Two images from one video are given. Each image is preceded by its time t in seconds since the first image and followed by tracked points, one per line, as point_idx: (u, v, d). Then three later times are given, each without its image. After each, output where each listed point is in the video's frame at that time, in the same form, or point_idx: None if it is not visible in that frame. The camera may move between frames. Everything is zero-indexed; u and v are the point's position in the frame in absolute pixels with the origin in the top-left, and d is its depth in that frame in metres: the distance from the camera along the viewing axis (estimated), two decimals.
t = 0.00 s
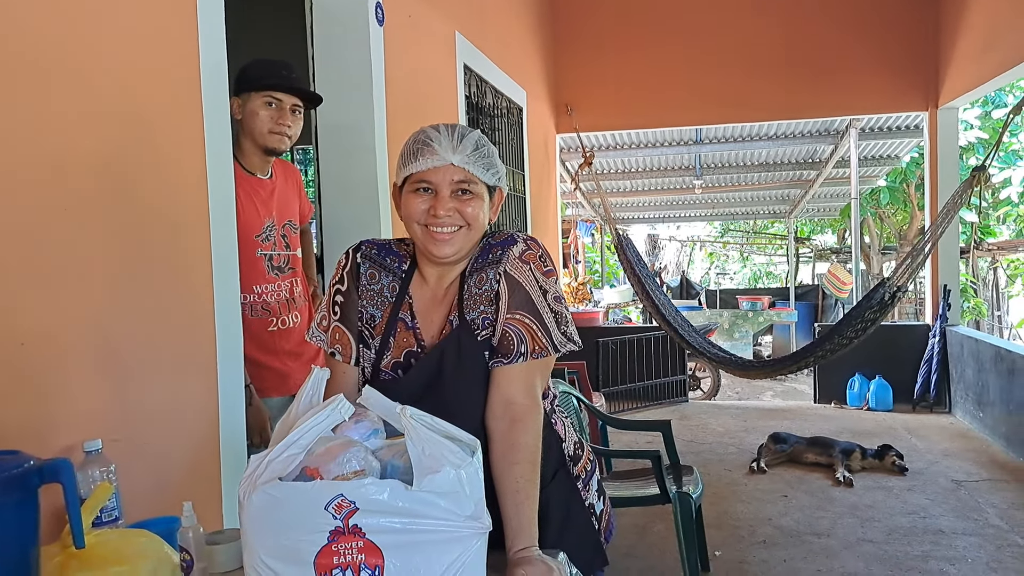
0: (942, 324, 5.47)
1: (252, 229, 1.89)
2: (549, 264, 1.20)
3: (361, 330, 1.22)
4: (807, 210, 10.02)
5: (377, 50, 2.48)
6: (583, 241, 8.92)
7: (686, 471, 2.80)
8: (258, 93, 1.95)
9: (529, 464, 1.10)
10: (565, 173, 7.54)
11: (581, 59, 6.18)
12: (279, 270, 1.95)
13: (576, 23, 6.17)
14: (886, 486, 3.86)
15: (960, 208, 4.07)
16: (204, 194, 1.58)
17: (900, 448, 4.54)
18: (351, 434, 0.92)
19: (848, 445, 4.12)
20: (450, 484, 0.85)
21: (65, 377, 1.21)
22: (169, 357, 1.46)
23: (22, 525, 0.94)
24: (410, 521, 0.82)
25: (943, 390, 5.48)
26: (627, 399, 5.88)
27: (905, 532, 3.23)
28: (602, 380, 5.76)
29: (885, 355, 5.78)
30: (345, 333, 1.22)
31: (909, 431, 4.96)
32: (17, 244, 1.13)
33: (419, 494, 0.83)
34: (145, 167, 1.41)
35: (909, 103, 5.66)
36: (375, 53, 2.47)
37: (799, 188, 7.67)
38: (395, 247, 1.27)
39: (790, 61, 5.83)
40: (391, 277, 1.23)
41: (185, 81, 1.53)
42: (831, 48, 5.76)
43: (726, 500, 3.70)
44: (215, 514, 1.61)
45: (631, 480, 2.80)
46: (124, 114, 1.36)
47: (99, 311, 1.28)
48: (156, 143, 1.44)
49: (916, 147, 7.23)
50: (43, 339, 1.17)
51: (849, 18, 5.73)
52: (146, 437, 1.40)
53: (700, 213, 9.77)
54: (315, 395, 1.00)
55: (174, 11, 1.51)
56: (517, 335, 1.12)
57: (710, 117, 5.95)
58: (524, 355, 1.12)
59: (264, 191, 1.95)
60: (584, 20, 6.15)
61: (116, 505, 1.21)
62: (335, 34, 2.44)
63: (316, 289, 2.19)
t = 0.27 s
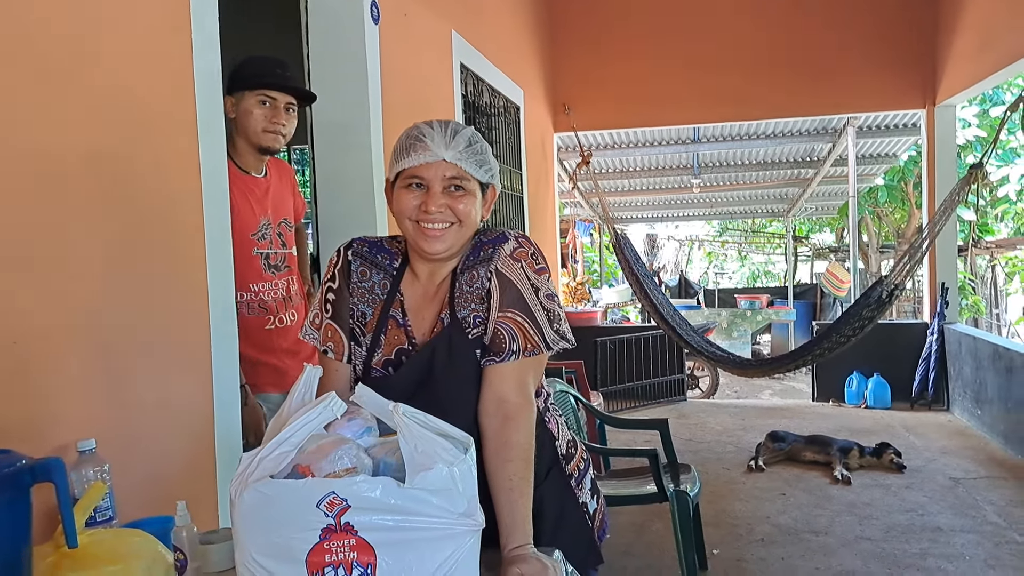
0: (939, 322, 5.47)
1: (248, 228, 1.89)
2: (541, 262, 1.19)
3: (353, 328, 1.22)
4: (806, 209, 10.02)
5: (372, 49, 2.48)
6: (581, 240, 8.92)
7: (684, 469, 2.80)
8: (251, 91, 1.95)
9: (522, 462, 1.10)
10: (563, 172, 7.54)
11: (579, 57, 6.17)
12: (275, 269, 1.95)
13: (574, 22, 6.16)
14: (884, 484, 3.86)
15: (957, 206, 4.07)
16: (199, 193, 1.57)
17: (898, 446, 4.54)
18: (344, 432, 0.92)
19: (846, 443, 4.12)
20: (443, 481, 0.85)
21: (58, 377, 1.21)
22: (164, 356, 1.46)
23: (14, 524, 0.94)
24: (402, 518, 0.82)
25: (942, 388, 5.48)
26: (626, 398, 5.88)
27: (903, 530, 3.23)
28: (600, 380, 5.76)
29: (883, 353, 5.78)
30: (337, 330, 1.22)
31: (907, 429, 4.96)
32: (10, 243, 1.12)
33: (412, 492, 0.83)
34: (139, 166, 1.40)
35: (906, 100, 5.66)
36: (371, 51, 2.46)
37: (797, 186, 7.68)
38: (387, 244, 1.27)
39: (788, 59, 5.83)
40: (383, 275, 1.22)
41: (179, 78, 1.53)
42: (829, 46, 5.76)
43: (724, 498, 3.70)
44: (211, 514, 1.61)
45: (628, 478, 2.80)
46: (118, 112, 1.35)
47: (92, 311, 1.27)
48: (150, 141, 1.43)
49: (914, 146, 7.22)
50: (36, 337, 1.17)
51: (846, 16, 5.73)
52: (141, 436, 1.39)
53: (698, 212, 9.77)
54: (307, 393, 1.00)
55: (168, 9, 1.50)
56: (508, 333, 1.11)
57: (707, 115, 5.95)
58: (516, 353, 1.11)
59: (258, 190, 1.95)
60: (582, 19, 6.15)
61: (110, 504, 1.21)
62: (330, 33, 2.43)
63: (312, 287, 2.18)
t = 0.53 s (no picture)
0: (935, 317, 5.48)
1: (241, 227, 1.88)
2: (531, 260, 1.19)
3: (342, 327, 1.21)
4: (801, 205, 10.03)
5: (364, 48, 2.47)
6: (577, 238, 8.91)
7: (680, 467, 2.81)
8: (243, 89, 1.93)
9: (514, 462, 1.10)
10: (558, 170, 7.54)
11: (573, 55, 6.17)
12: (270, 267, 1.94)
13: (568, 19, 6.16)
14: (880, 479, 3.87)
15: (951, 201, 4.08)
16: (189, 191, 1.56)
17: (894, 442, 4.55)
18: (334, 433, 0.91)
19: (842, 439, 4.13)
20: (435, 482, 0.84)
21: (46, 381, 1.20)
22: (155, 357, 1.44)
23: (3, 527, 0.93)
24: (394, 520, 0.81)
25: (937, 383, 5.49)
26: (622, 396, 5.88)
27: (899, 526, 3.24)
28: (597, 378, 5.76)
29: (879, 349, 5.80)
30: (327, 330, 1.22)
31: (903, 424, 4.97)
32: None
33: (403, 493, 0.82)
34: (128, 166, 1.39)
35: (901, 96, 5.67)
36: (363, 50, 2.46)
37: (792, 182, 7.69)
38: (376, 243, 1.26)
39: (783, 55, 5.82)
40: (372, 274, 1.22)
41: (168, 76, 1.51)
42: (822, 42, 5.76)
43: (720, 495, 3.70)
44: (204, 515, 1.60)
45: (624, 476, 2.80)
46: (107, 112, 1.34)
47: (80, 313, 1.26)
48: (139, 140, 1.42)
49: (909, 141, 7.23)
50: (25, 339, 1.16)
51: (840, 12, 5.73)
52: (132, 437, 1.39)
53: (694, 209, 9.78)
54: (297, 394, 0.99)
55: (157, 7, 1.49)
56: (498, 332, 1.11)
57: (703, 112, 5.95)
58: (506, 353, 1.11)
59: (250, 188, 1.94)
60: (576, 16, 6.14)
61: (102, 507, 1.20)
62: (323, 32, 2.42)
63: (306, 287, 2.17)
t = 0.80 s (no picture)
0: (921, 308, 5.53)
1: (227, 219, 1.87)
2: (515, 252, 1.18)
3: (327, 320, 1.21)
4: (789, 198, 10.09)
5: (351, 39, 2.46)
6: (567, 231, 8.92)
7: (668, 458, 2.82)
8: (233, 82, 1.92)
9: (501, 455, 1.10)
10: (547, 162, 7.53)
11: (561, 47, 6.15)
12: (256, 260, 1.94)
13: (556, 10, 6.13)
14: (866, 469, 3.90)
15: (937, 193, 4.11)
16: (173, 183, 1.55)
17: (880, 432, 4.60)
18: (320, 426, 0.91)
19: (829, 430, 4.17)
20: (421, 474, 0.84)
21: (29, 375, 1.18)
22: (139, 350, 1.43)
23: None
24: (379, 512, 0.81)
25: (923, 374, 5.54)
26: (611, 388, 5.90)
27: (884, 515, 3.27)
28: (586, 370, 5.77)
29: (866, 340, 5.84)
30: (312, 323, 1.21)
31: (889, 415, 5.01)
32: None
33: (389, 485, 0.82)
34: (111, 157, 1.38)
35: (887, 88, 5.69)
36: (349, 41, 2.44)
37: (780, 175, 7.72)
38: (361, 236, 1.26)
39: (771, 47, 5.83)
40: (356, 266, 1.21)
41: (150, 66, 1.50)
42: (810, 35, 5.77)
43: (708, 487, 3.72)
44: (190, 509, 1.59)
45: (612, 468, 2.81)
46: (89, 102, 1.33)
47: (63, 307, 1.25)
48: (122, 131, 1.41)
49: (895, 134, 7.27)
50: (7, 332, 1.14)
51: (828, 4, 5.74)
52: (117, 431, 1.38)
53: (682, 201, 9.80)
54: (282, 388, 0.99)
55: None
56: (483, 325, 1.11)
57: (691, 104, 5.96)
58: (491, 345, 1.11)
59: (236, 180, 1.93)
60: (564, 8, 6.12)
61: (87, 501, 1.19)
62: (308, 23, 2.41)
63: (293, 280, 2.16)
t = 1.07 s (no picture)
0: (916, 303, 5.55)
1: (221, 214, 1.86)
2: (513, 247, 1.18)
3: (325, 315, 1.21)
4: (784, 192, 10.10)
5: (346, 32, 2.45)
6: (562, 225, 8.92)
7: (664, 452, 2.83)
8: (229, 78, 1.91)
9: (499, 449, 1.10)
10: (543, 156, 7.52)
11: (557, 41, 6.14)
12: (249, 256, 1.93)
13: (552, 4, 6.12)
14: (860, 463, 3.92)
15: (932, 188, 4.11)
16: (168, 178, 1.54)
17: (875, 426, 4.62)
18: (318, 421, 0.91)
19: (824, 424, 4.18)
20: (419, 469, 0.84)
21: (25, 371, 1.18)
22: (135, 345, 1.43)
23: None
24: (378, 507, 0.81)
25: (917, 368, 5.56)
26: (607, 382, 5.91)
27: (879, 509, 3.28)
28: (582, 365, 5.77)
29: (861, 334, 5.86)
30: (309, 318, 1.21)
31: (883, 409, 5.03)
32: None
33: (387, 480, 0.82)
34: (106, 152, 1.37)
35: (882, 83, 5.70)
36: (344, 34, 2.43)
37: (776, 169, 7.72)
38: (357, 231, 1.25)
39: (767, 41, 5.83)
40: (353, 262, 1.21)
41: (145, 60, 1.49)
42: (806, 29, 5.77)
43: (704, 480, 3.74)
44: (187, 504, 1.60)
45: (609, 462, 2.82)
46: (85, 97, 1.32)
47: (58, 303, 1.25)
48: (118, 126, 1.40)
49: (890, 128, 7.29)
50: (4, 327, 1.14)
51: None
52: (113, 427, 1.38)
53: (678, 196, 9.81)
54: (279, 383, 0.99)
55: None
56: (480, 320, 1.11)
57: (687, 98, 5.96)
58: (489, 340, 1.11)
59: (231, 175, 1.92)
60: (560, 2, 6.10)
61: (84, 496, 1.20)
62: (304, 16, 2.39)
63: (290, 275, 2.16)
